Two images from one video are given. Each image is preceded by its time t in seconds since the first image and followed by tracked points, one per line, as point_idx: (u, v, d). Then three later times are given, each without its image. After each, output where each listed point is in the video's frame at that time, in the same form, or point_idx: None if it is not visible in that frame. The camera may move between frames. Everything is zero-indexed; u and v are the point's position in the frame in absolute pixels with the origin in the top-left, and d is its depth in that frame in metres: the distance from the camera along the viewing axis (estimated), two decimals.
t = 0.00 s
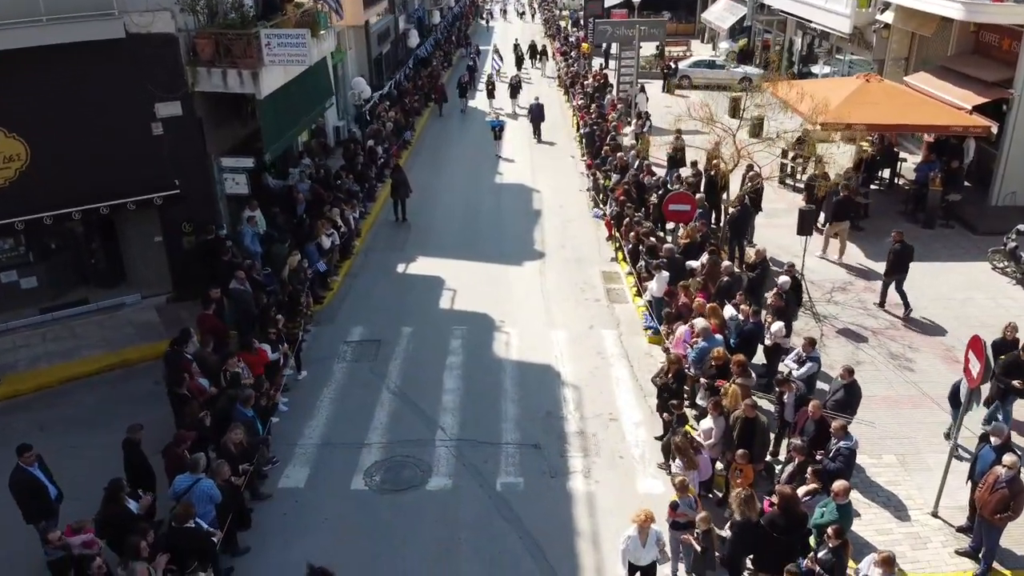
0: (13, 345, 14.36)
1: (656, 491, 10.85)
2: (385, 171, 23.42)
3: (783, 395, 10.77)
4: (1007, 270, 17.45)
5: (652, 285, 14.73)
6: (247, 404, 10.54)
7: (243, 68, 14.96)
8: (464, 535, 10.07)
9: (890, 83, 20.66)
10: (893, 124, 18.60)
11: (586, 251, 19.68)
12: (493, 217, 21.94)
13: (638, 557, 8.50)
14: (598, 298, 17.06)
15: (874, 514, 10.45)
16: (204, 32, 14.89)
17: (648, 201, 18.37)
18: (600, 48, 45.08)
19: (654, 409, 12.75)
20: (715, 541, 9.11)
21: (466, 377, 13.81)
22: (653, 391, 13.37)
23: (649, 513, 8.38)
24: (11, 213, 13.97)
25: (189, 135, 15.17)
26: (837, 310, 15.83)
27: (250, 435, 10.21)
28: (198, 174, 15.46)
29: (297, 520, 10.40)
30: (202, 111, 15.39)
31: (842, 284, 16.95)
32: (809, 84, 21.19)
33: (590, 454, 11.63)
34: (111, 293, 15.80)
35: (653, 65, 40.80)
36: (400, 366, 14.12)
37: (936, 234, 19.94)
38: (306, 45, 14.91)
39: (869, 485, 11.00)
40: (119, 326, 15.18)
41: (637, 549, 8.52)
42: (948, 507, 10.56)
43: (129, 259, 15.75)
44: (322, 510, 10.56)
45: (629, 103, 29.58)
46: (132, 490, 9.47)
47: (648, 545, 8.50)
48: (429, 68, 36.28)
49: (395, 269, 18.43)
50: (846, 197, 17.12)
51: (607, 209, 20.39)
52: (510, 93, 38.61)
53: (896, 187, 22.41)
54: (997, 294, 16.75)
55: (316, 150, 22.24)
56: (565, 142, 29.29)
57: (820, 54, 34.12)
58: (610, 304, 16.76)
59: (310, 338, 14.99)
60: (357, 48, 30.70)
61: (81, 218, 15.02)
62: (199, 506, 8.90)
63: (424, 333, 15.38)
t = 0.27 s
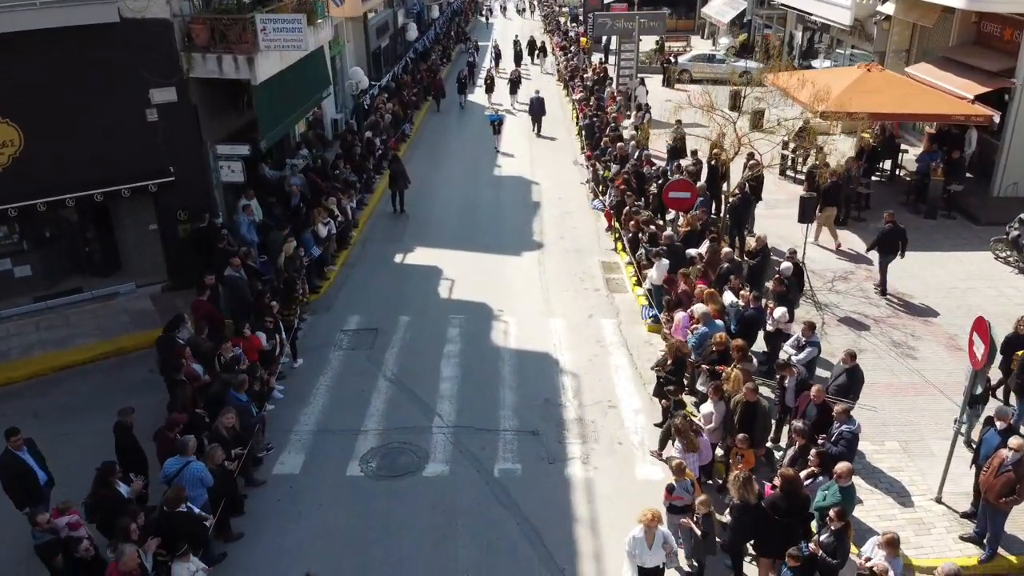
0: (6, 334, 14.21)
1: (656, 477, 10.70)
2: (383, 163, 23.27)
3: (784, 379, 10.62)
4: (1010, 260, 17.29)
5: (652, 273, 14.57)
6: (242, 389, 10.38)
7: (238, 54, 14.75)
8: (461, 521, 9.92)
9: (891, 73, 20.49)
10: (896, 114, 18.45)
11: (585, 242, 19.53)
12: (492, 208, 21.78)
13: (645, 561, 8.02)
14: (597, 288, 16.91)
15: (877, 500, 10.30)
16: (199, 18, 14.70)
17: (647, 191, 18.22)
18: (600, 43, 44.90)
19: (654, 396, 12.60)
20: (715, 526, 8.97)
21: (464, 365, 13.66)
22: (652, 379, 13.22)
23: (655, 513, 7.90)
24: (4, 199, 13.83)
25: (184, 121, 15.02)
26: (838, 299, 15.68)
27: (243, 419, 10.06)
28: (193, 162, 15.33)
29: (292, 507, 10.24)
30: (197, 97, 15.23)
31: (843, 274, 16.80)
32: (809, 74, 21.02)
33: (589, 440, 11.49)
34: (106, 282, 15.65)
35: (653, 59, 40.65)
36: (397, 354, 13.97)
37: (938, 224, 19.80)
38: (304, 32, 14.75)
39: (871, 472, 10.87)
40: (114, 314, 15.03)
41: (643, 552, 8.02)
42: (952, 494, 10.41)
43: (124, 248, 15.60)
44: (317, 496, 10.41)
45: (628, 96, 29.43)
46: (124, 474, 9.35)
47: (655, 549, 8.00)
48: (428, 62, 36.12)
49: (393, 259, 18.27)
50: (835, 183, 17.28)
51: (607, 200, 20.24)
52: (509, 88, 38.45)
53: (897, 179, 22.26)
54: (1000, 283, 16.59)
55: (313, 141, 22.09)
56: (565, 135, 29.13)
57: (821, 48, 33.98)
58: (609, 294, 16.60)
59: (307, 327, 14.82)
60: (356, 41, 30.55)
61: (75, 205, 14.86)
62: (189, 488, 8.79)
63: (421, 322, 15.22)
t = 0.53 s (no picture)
0: None
1: (655, 460, 10.56)
2: (381, 153, 23.14)
3: (784, 361, 10.48)
4: (1012, 247, 17.14)
5: (651, 259, 14.41)
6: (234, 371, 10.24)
7: (233, 37, 14.74)
8: (457, 504, 9.78)
9: (892, 61, 20.37)
10: (897, 101, 18.30)
11: (584, 231, 19.39)
12: (490, 198, 21.62)
13: (649, 566, 7.68)
14: (596, 276, 16.77)
15: (879, 483, 10.17)
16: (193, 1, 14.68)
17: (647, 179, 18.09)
18: (600, 38, 44.75)
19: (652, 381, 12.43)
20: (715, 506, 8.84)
21: (461, 351, 13.51)
22: (651, 364, 13.08)
23: (659, 516, 7.58)
24: None
25: (179, 106, 14.91)
26: (839, 286, 15.54)
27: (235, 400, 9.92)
28: (188, 147, 15.22)
29: (286, 490, 10.11)
30: (192, 82, 15.13)
31: (844, 261, 16.67)
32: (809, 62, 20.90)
33: (587, 424, 11.35)
34: (99, 269, 15.51)
35: (653, 54, 40.63)
36: (393, 340, 13.81)
37: (939, 213, 19.67)
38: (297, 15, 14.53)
39: (873, 455, 10.74)
40: (108, 301, 14.90)
41: (647, 558, 7.71)
42: (955, 476, 10.27)
43: (118, 234, 15.47)
44: (311, 479, 10.27)
45: (628, 88, 29.28)
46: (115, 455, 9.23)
47: (660, 553, 7.70)
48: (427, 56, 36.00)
49: (390, 248, 18.11)
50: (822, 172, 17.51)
51: (606, 189, 20.10)
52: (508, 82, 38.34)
53: (898, 169, 22.13)
54: (1003, 270, 16.44)
55: (311, 131, 21.95)
56: (565, 128, 28.97)
57: (821, 41, 33.86)
58: (608, 282, 16.46)
59: (303, 313, 14.67)
60: (354, 33, 30.41)
61: (69, 191, 14.75)
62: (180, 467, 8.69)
63: (419, 309, 15.06)
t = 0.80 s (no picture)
0: None
1: (654, 444, 10.41)
2: (378, 144, 22.98)
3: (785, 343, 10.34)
4: (1014, 235, 17.01)
5: (650, 245, 14.24)
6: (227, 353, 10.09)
7: (229, 21, 14.52)
8: (454, 487, 9.63)
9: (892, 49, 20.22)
10: (899, 89, 18.14)
11: (583, 220, 19.25)
12: (488, 187, 21.44)
13: (658, 566, 7.21)
14: (594, 264, 16.62)
15: (880, 465, 10.04)
16: None
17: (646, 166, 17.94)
18: (599, 31, 44.56)
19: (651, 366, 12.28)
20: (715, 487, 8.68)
21: (458, 337, 13.34)
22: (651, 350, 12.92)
23: (666, 511, 7.10)
24: None
25: (173, 91, 14.77)
26: (839, 273, 15.41)
27: (227, 381, 9.77)
28: (182, 132, 15.08)
29: (280, 473, 9.96)
30: (187, 67, 15.00)
31: (845, 249, 16.54)
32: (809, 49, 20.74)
33: (585, 408, 11.21)
34: (93, 256, 15.38)
35: (652, 47, 40.50)
36: (389, 326, 13.64)
37: (940, 202, 19.53)
38: None
39: (874, 438, 10.60)
40: (102, 288, 14.77)
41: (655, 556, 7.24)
42: (957, 459, 10.14)
43: (112, 221, 15.33)
44: (306, 463, 10.13)
45: (627, 80, 29.12)
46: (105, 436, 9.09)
47: (669, 551, 7.23)
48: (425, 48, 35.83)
49: (387, 236, 17.96)
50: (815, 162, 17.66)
51: (605, 178, 19.95)
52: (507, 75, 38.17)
53: (898, 158, 21.99)
54: (1005, 257, 16.31)
55: (308, 120, 21.81)
56: (564, 119, 28.82)
57: (821, 33, 33.72)
58: (607, 269, 16.32)
59: (299, 299, 14.50)
60: (351, 25, 30.23)
61: (63, 176, 14.58)
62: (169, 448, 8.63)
63: (416, 295, 14.89)
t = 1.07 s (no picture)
0: None
1: (652, 430, 10.25)
2: (375, 135, 22.83)
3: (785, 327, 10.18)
4: (1016, 224, 16.86)
5: (650, 233, 14.07)
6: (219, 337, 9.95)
7: (223, 6, 14.37)
8: (449, 473, 9.46)
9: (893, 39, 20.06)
10: (899, 77, 17.99)
11: (581, 211, 19.10)
12: (486, 178, 21.26)
13: None
14: (593, 254, 16.45)
15: (882, 451, 9.88)
16: None
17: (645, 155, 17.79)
18: (598, 27, 44.40)
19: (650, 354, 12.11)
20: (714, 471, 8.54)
21: (454, 324, 13.14)
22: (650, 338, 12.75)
23: (678, 519, 6.66)
24: None
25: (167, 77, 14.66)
26: (840, 261, 15.26)
27: (219, 365, 9.63)
28: (176, 119, 14.95)
29: (273, 460, 9.79)
30: (181, 54, 14.88)
31: (845, 238, 16.39)
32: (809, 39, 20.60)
33: (583, 395, 11.04)
34: (86, 244, 15.23)
35: (652, 43, 40.34)
36: (385, 313, 13.44)
37: (942, 192, 19.38)
38: None
39: (876, 425, 10.45)
40: (95, 276, 14.62)
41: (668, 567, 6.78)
42: (961, 445, 9.99)
43: (105, 209, 15.19)
44: (298, 449, 9.96)
45: (626, 73, 28.98)
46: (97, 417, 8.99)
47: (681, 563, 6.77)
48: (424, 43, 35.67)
49: (384, 226, 17.79)
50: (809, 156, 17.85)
51: (603, 168, 19.79)
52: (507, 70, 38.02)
53: (899, 150, 21.83)
54: (1007, 246, 16.16)
55: (305, 112, 21.67)
56: (563, 112, 28.66)
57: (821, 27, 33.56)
58: (605, 259, 16.17)
59: (294, 287, 14.32)
60: (348, 18, 30.06)
61: (55, 163, 14.45)
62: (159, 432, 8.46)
63: (413, 283, 14.70)
